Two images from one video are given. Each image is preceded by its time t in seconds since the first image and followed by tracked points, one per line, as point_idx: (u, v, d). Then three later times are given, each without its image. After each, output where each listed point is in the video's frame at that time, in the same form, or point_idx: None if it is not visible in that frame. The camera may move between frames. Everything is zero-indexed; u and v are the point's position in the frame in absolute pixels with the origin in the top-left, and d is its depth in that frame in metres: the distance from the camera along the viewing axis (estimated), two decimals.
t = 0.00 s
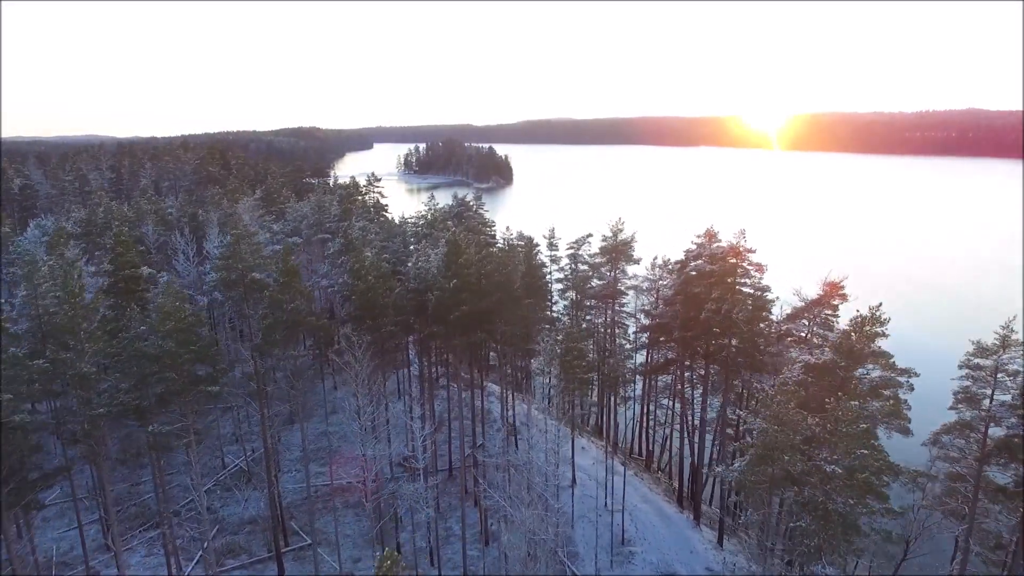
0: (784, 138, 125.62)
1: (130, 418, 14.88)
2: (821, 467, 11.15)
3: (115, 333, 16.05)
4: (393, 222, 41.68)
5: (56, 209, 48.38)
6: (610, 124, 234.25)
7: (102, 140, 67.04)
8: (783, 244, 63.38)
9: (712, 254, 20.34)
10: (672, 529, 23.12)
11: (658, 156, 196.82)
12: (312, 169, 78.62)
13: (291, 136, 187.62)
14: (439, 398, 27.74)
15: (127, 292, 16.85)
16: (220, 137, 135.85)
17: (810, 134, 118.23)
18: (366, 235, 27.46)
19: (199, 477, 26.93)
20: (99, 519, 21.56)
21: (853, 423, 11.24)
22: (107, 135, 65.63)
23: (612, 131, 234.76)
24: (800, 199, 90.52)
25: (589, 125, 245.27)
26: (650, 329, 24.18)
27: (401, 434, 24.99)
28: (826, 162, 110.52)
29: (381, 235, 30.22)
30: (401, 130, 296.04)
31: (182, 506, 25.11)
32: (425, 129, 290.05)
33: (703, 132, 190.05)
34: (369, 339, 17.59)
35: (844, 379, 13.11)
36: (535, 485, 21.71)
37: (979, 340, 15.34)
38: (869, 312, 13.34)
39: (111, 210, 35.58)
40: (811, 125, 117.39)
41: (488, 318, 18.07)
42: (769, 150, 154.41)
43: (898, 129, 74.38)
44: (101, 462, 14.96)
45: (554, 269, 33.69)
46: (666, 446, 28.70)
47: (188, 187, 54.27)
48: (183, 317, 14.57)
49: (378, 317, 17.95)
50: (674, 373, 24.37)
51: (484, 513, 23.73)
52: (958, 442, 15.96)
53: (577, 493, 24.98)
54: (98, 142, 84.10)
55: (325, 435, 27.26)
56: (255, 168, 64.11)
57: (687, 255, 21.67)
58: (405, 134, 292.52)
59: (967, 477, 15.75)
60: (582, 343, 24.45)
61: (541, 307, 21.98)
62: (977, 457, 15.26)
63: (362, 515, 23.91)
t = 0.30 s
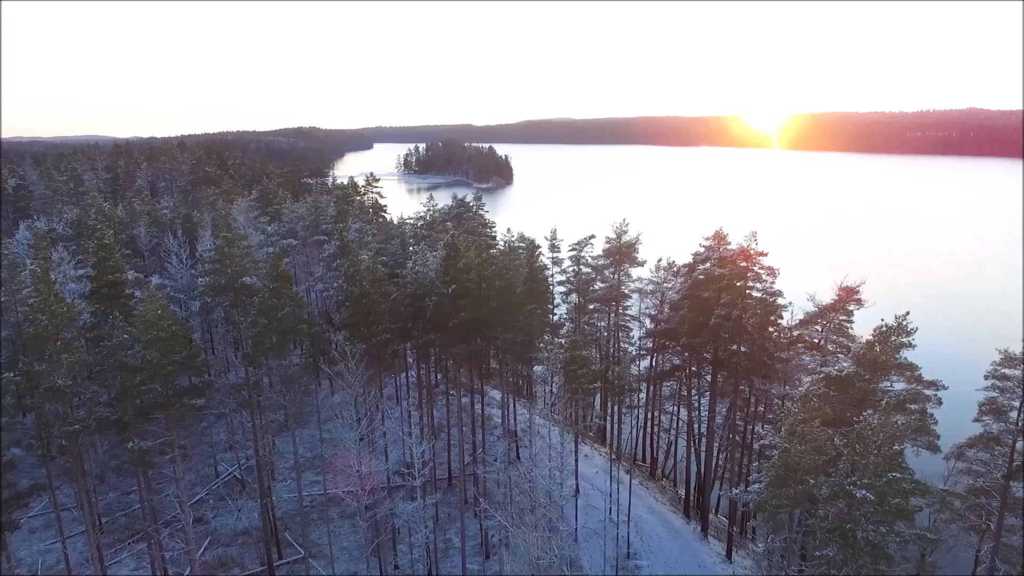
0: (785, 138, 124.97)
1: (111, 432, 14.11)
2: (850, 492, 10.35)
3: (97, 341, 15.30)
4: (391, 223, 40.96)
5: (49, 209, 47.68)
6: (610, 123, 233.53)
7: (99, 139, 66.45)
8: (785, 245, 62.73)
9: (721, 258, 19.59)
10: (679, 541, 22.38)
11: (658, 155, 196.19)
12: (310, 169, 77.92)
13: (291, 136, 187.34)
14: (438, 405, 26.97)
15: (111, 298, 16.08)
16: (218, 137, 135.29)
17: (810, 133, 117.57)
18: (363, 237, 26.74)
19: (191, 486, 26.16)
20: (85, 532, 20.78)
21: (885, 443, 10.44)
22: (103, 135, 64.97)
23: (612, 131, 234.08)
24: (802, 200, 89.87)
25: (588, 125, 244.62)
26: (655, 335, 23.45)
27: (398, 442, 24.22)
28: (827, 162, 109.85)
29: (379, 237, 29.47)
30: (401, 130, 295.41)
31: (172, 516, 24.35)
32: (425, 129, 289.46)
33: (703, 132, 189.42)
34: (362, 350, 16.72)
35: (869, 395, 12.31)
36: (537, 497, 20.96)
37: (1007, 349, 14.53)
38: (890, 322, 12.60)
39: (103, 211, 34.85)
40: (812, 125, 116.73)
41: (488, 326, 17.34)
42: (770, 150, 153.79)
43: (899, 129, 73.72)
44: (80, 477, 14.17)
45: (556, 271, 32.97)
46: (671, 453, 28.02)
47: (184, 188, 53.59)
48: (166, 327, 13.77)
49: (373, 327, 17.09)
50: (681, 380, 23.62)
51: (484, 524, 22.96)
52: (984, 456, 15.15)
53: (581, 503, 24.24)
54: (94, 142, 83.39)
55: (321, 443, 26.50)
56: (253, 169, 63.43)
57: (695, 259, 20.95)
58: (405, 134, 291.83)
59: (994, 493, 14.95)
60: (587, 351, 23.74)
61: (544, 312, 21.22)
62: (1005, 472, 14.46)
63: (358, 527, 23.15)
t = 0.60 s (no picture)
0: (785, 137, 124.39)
1: (88, 449, 13.27)
2: (887, 527, 9.66)
3: (76, 351, 14.44)
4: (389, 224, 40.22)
5: (42, 210, 46.92)
6: (610, 123, 232.67)
7: (95, 139, 65.63)
8: (788, 247, 61.89)
9: (729, 263, 18.85)
10: (686, 555, 21.56)
11: (658, 156, 195.36)
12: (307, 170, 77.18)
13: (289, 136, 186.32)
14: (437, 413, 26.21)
15: (91, 305, 15.23)
16: (217, 136, 134.46)
17: (811, 133, 116.71)
18: (359, 239, 26.00)
19: (182, 496, 25.38)
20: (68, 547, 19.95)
21: (924, 474, 9.74)
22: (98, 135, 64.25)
23: (612, 131, 233.26)
24: (803, 200, 89.20)
25: (588, 125, 244.06)
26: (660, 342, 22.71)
27: (395, 451, 23.46)
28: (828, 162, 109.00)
29: (376, 239, 28.73)
30: (401, 131, 294.88)
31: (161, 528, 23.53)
32: (424, 129, 288.82)
33: (703, 132, 188.77)
34: (356, 359, 15.96)
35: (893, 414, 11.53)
36: (539, 510, 20.18)
37: None
38: (919, 333, 11.84)
39: (93, 212, 34.04)
40: (812, 125, 115.93)
41: (488, 333, 16.55)
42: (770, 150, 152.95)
43: (901, 129, 72.90)
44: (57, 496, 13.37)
45: (557, 274, 32.26)
46: (676, 461, 27.24)
47: (180, 188, 52.88)
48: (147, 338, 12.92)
49: (367, 334, 16.35)
50: (690, 386, 22.85)
51: (484, 537, 22.18)
52: (1015, 473, 14.28)
53: (584, 514, 23.42)
54: (91, 142, 82.66)
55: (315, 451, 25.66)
56: (250, 169, 62.63)
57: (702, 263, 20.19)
58: (405, 134, 291.02)
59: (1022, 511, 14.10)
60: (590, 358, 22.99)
61: (547, 318, 20.46)
62: None
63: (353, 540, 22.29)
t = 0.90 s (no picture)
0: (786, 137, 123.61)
1: (61, 468, 12.45)
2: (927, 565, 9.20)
3: (51, 363, 13.67)
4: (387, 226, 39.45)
5: (36, 212, 46.15)
6: (611, 123, 231.78)
7: (91, 140, 64.90)
8: (792, 248, 61.03)
9: (740, 269, 18.13)
10: (695, 572, 20.72)
11: (658, 155, 194.50)
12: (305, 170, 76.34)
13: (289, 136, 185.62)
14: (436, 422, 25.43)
15: (69, 315, 14.46)
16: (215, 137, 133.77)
17: (811, 133, 115.77)
18: (354, 242, 25.24)
19: (173, 506, 24.60)
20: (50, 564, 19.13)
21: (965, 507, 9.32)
22: (94, 135, 63.45)
23: (613, 130, 232.38)
24: (805, 200, 88.44)
25: (589, 125, 243.27)
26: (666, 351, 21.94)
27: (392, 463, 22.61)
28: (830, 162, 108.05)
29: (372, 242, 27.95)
30: (400, 131, 293.93)
31: (150, 541, 22.71)
32: (424, 129, 287.91)
33: (703, 131, 188.01)
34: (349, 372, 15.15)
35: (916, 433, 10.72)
36: (542, 525, 19.35)
37: None
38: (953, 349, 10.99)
39: (84, 214, 33.25)
40: (813, 125, 115.12)
41: (488, 345, 15.71)
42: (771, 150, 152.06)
43: (904, 129, 71.99)
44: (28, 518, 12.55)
45: (559, 276, 31.50)
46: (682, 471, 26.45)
47: (175, 190, 52.09)
48: (123, 354, 12.23)
49: (361, 345, 15.56)
50: (697, 396, 21.99)
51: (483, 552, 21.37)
52: None
53: (588, 527, 22.59)
54: (87, 142, 81.90)
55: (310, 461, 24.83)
56: (247, 170, 61.84)
57: (711, 270, 19.43)
58: (405, 134, 290.19)
59: None
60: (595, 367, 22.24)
61: (550, 325, 19.66)
62: None
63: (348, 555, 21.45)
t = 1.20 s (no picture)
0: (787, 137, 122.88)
1: (30, 493, 11.60)
2: None
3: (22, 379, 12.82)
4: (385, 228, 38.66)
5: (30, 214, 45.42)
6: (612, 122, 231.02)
7: (89, 140, 64.28)
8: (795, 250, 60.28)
9: (752, 276, 17.30)
10: None
11: (659, 156, 193.78)
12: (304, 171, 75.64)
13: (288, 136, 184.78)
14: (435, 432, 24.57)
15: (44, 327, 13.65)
16: (215, 137, 133.22)
17: (813, 133, 115.03)
18: (350, 246, 24.46)
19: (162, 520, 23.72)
20: None
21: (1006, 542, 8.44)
22: (90, 136, 62.75)
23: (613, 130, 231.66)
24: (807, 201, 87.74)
25: (589, 125, 242.49)
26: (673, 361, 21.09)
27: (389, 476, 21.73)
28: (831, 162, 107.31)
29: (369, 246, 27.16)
30: (401, 131, 293.38)
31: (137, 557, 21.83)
32: (424, 129, 287.24)
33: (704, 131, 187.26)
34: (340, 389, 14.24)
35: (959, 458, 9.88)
36: (544, 544, 18.48)
37: None
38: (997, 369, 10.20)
39: (75, 216, 32.44)
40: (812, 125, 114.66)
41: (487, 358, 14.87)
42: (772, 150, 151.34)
43: (904, 129, 71.36)
44: None
45: (561, 281, 30.69)
46: (689, 481, 25.65)
47: (171, 191, 51.36)
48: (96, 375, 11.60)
49: (353, 359, 14.74)
50: (707, 407, 21.08)
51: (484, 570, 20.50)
52: None
53: (593, 543, 21.70)
54: (85, 142, 81.23)
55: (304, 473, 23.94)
56: (245, 171, 61.15)
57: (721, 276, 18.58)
58: (406, 134, 289.60)
59: None
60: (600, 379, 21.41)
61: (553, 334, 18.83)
62: None
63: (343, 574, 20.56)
